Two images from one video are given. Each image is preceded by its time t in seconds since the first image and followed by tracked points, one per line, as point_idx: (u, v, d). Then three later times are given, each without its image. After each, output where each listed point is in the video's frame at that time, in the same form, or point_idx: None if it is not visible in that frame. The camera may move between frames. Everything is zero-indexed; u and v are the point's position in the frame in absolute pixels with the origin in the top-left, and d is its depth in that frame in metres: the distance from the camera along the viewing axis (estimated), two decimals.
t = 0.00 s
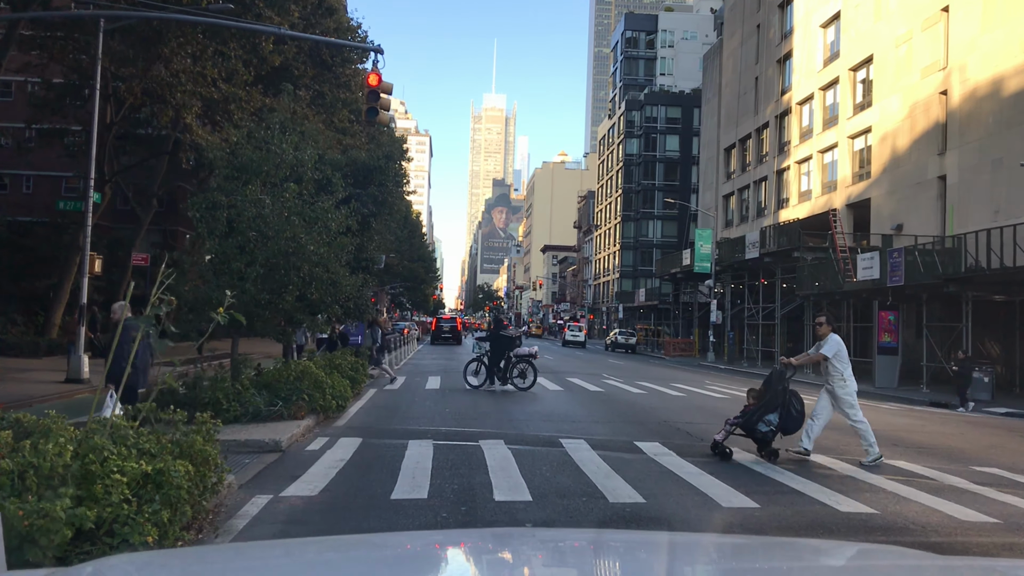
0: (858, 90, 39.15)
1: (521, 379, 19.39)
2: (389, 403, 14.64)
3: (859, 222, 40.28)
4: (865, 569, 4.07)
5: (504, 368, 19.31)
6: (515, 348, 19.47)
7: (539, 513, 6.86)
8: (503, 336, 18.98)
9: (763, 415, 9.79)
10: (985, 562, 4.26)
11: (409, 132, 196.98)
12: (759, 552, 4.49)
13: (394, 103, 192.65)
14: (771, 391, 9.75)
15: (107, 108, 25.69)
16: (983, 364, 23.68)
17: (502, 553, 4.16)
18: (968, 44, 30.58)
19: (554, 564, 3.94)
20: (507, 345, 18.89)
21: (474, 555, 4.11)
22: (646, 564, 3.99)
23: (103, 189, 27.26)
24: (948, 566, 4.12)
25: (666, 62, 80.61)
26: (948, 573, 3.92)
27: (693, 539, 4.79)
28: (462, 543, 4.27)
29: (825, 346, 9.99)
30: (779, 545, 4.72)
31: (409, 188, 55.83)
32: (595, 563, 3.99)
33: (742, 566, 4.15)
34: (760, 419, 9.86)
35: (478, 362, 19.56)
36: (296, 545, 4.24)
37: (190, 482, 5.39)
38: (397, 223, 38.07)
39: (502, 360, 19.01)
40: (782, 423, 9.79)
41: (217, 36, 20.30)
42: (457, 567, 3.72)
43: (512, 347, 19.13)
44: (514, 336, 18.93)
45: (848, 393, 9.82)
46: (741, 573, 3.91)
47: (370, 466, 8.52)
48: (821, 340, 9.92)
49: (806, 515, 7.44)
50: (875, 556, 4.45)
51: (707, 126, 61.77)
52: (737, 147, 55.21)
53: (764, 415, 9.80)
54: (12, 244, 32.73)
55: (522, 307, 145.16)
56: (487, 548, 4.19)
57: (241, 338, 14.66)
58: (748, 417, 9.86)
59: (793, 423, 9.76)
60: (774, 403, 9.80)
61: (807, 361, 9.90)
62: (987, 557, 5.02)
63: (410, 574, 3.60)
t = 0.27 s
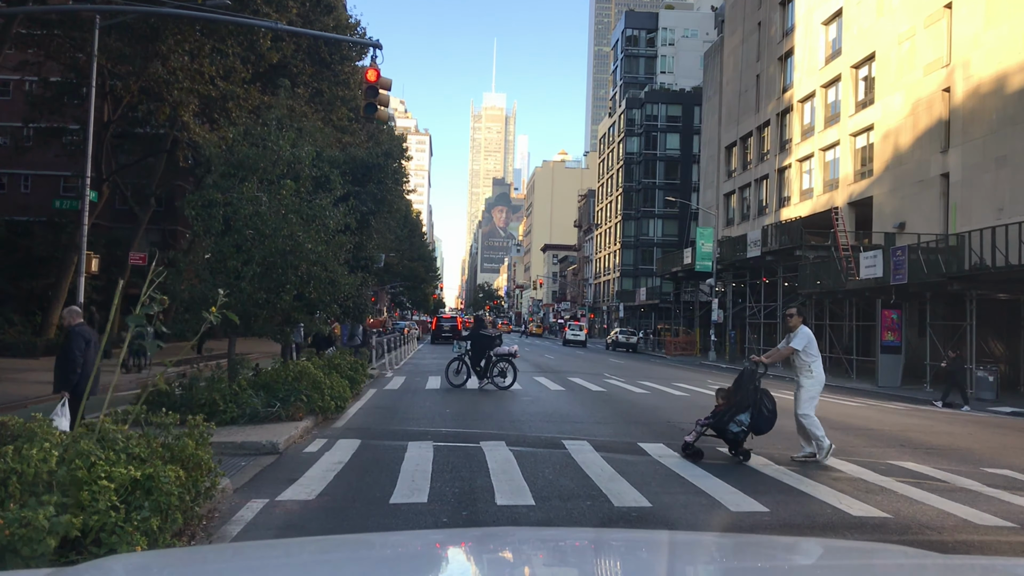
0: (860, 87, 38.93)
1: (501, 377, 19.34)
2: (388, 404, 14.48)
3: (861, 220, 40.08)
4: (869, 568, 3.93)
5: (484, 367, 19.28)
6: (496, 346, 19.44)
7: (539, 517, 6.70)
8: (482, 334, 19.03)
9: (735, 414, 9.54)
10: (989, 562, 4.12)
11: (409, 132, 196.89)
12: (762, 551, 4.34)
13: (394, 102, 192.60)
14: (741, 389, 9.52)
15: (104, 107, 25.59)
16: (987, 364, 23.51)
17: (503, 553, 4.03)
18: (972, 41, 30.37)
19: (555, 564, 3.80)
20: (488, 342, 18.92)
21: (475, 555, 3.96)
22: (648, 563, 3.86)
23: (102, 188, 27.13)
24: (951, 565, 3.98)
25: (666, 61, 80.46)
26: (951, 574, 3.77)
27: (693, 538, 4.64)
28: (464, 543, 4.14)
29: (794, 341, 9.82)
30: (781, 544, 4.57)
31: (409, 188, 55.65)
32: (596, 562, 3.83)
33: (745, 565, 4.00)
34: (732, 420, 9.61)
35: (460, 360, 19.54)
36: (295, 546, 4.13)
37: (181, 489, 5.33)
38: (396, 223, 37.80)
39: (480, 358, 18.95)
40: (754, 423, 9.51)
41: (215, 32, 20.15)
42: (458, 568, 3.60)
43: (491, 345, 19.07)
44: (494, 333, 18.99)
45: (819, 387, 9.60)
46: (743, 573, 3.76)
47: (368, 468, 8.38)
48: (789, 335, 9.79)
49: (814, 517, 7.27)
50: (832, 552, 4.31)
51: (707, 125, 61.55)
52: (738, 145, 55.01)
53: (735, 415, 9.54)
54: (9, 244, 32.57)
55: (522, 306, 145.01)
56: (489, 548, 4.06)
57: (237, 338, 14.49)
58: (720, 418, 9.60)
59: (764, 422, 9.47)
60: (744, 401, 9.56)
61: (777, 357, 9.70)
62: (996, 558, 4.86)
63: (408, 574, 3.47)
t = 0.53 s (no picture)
0: (861, 85, 38.77)
1: (482, 377, 19.25)
2: (388, 404, 14.34)
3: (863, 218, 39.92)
4: (872, 568, 3.80)
5: (465, 366, 19.14)
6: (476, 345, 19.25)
7: (539, 520, 6.55)
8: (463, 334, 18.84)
9: (701, 415, 9.42)
10: (988, 562, 3.98)
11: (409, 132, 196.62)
12: (763, 551, 4.21)
13: (394, 101, 192.35)
14: (710, 391, 9.35)
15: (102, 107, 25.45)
16: (990, 363, 23.37)
17: (503, 554, 3.89)
18: (973, 38, 30.22)
19: (554, 564, 3.67)
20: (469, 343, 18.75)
21: (474, 556, 3.83)
22: (649, 563, 3.72)
23: (99, 188, 26.99)
24: (953, 565, 3.84)
25: (666, 60, 80.28)
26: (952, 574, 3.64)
27: (693, 538, 4.50)
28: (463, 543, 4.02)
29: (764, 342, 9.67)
30: (785, 543, 4.42)
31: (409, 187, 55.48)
32: (596, 562, 3.70)
33: (749, 565, 3.87)
34: (699, 420, 9.47)
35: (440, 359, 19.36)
36: (288, 546, 4.00)
37: (172, 494, 5.37)
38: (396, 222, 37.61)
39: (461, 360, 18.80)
40: (721, 424, 9.45)
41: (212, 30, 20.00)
42: (458, 568, 3.47)
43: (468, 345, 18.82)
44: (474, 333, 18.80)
45: (787, 391, 9.48)
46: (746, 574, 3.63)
47: (366, 471, 8.24)
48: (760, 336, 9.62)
49: (821, 520, 7.11)
50: (826, 552, 4.18)
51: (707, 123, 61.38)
52: (739, 144, 54.84)
53: (702, 416, 9.43)
54: (7, 244, 32.43)
55: (523, 306, 144.82)
56: (488, 548, 3.93)
57: (235, 338, 14.34)
58: (686, 418, 9.46)
59: (732, 424, 9.40)
60: (713, 402, 9.42)
61: (747, 358, 9.52)
62: (1005, 559, 4.72)
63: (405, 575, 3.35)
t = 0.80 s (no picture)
0: (862, 84, 38.67)
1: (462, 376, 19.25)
2: (387, 405, 14.26)
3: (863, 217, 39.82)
4: (875, 569, 3.70)
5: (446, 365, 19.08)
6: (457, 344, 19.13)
7: (540, 523, 6.45)
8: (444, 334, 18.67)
9: (665, 415, 9.18)
10: (989, 562, 3.89)
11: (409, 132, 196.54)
12: (764, 551, 4.11)
13: (394, 101, 192.28)
14: (673, 389, 9.18)
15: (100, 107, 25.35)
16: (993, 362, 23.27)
17: (503, 554, 3.81)
18: (974, 36, 30.13)
19: (554, 564, 3.58)
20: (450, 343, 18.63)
21: (474, 556, 3.74)
22: (650, 563, 3.63)
23: (98, 188, 26.89)
24: (957, 566, 3.75)
25: (666, 59, 80.14)
26: (955, 574, 3.56)
27: (693, 538, 4.41)
28: (464, 543, 3.94)
29: (728, 339, 9.44)
30: (790, 544, 4.32)
31: (409, 186, 55.38)
32: (596, 563, 3.61)
33: (752, 565, 3.78)
34: (665, 421, 9.28)
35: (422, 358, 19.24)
36: (285, 546, 3.91)
37: (166, 498, 5.31)
38: (396, 222, 37.50)
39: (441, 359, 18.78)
40: (686, 424, 9.20)
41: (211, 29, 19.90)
42: (458, 567, 3.39)
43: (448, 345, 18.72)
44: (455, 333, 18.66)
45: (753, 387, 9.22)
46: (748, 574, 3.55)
47: (364, 473, 8.14)
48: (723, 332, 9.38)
49: (826, 522, 7.02)
50: (830, 552, 4.10)
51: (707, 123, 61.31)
52: (739, 143, 54.74)
53: (667, 416, 9.20)
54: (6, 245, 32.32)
55: (523, 305, 144.73)
56: (489, 547, 3.85)
57: (233, 339, 14.25)
58: (649, 419, 9.23)
59: (697, 423, 9.17)
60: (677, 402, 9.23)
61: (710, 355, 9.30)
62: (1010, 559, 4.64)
63: None
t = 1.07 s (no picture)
0: (862, 83, 38.61)
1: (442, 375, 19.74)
2: (387, 406, 14.19)
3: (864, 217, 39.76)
4: (876, 569, 3.63)
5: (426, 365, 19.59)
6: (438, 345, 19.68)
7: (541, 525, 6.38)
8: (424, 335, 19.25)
9: (628, 415, 9.04)
10: (991, 562, 3.83)
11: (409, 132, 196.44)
12: (766, 551, 4.04)
13: (393, 101, 192.13)
14: (635, 389, 9.03)
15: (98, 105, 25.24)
16: (994, 361, 23.20)
17: (503, 554, 3.74)
18: (975, 35, 30.07)
19: (554, 564, 3.51)
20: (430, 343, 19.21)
21: (474, 556, 3.68)
22: (651, 564, 3.56)
23: (97, 187, 26.82)
24: (958, 566, 3.68)
25: (666, 58, 80.05)
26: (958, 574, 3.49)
27: (693, 538, 4.33)
28: (463, 543, 3.87)
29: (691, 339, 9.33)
30: (792, 543, 4.25)
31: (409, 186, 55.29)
32: (595, 563, 3.54)
33: (754, 565, 3.71)
34: (626, 421, 9.13)
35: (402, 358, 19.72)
36: (281, 546, 3.84)
37: (162, 501, 5.26)
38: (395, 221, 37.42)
39: (421, 360, 19.34)
40: (648, 424, 9.08)
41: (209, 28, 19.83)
42: (457, 568, 3.32)
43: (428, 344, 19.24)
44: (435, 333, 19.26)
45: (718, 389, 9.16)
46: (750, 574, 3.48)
47: (363, 474, 8.06)
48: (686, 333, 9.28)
49: (830, 523, 6.94)
50: (835, 552, 4.03)
51: (707, 122, 61.22)
52: (739, 142, 54.67)
53: (628, 416, 9.05)
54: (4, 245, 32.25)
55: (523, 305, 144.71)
56: (489, 547, 3.78)
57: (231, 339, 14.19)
58: (612, 419, 9.07)
59: (659, 424, 9.04)
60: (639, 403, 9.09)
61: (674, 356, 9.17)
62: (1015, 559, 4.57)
63: None
